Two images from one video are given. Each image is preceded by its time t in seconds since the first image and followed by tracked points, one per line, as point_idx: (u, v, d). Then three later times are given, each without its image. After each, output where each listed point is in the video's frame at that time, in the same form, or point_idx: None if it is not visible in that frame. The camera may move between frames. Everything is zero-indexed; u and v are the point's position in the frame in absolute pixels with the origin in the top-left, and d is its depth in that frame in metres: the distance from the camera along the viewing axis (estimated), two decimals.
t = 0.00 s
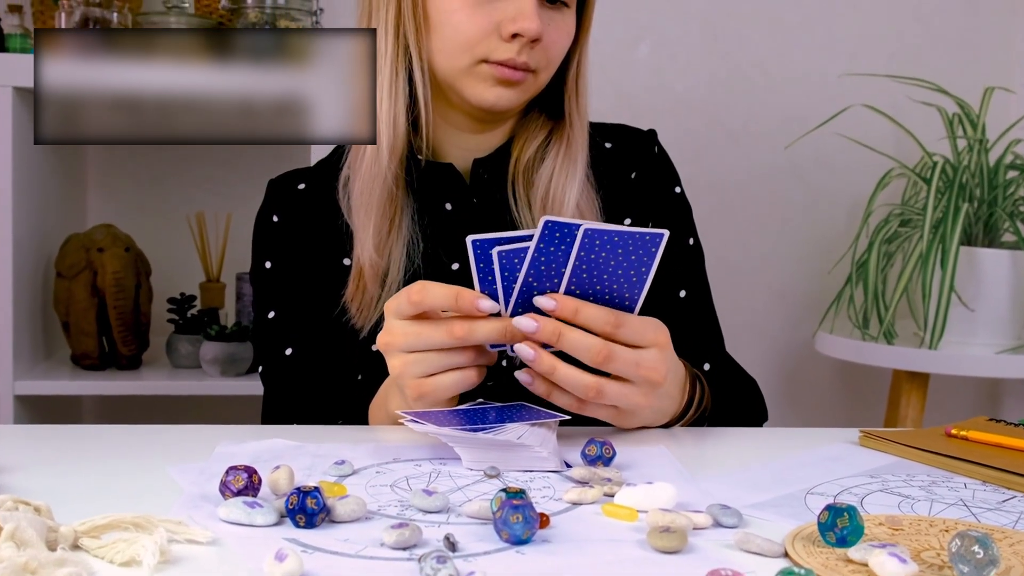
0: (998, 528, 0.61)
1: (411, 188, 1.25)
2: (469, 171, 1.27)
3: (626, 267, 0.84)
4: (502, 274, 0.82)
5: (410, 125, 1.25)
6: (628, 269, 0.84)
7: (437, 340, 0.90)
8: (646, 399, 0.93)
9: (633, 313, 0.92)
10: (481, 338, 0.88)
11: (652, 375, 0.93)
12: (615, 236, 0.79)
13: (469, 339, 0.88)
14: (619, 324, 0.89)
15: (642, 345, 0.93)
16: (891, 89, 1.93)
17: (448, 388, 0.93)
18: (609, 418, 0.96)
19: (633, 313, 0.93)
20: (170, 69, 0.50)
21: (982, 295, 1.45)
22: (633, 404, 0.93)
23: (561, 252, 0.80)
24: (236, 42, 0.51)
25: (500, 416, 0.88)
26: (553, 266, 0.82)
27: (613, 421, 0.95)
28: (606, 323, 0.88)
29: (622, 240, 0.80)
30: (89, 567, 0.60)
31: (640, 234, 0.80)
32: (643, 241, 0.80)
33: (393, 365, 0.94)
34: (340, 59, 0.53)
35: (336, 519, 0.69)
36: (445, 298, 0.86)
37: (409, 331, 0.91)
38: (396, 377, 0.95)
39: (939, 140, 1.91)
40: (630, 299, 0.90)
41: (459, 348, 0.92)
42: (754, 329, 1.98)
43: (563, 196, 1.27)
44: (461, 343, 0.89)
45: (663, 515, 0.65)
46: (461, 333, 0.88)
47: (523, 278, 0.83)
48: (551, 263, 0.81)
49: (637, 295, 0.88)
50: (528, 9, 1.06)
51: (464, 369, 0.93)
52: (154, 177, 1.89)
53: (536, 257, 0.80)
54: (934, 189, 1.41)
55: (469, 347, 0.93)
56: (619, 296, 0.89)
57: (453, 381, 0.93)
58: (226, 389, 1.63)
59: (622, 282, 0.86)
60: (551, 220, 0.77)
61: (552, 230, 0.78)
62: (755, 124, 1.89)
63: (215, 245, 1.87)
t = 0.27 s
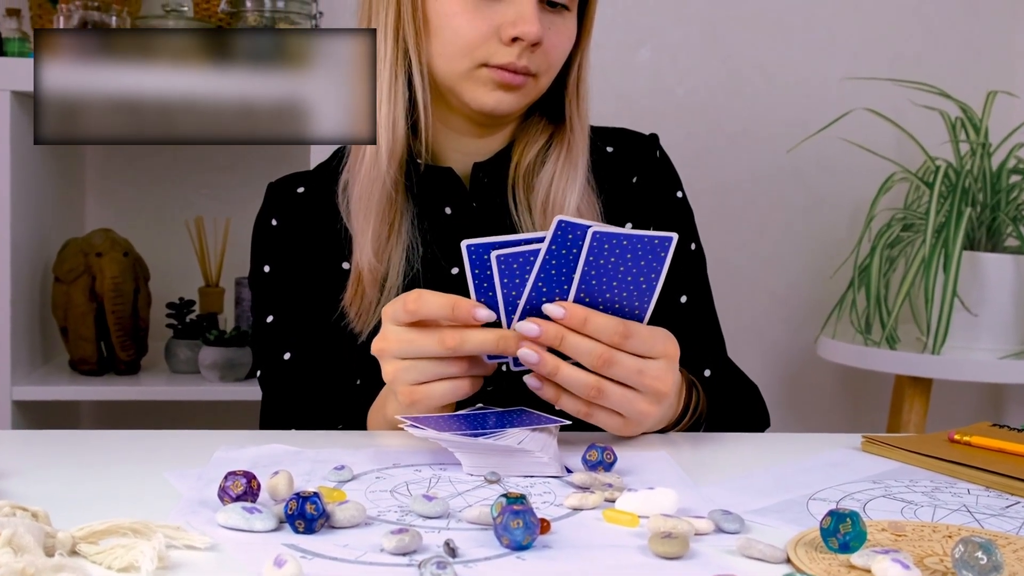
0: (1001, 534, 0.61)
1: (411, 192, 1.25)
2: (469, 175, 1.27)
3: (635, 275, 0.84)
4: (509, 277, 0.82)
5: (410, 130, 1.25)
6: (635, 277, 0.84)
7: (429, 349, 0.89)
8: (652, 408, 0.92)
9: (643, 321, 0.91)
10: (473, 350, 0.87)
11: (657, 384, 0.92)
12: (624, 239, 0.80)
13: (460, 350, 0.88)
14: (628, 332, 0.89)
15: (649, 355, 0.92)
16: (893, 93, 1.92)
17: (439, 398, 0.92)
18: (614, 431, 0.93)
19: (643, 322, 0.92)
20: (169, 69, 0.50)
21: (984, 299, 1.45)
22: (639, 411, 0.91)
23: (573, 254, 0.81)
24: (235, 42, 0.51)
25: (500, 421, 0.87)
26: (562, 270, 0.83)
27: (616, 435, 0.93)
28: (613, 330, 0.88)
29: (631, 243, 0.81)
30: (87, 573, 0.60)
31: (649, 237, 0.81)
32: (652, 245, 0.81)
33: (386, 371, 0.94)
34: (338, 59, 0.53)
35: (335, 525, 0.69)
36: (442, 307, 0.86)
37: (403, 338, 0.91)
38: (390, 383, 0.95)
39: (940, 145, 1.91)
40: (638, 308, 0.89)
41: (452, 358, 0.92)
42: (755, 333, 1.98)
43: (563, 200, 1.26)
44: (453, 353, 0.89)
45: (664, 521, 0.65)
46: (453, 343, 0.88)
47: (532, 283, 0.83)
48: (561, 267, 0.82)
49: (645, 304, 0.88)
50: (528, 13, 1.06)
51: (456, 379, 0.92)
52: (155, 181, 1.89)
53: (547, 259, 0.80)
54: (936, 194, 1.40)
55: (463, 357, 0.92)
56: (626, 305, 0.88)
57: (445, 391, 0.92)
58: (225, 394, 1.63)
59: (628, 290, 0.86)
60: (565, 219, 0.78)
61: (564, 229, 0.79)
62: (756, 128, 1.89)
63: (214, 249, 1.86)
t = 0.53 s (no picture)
0: (1003, 538, 0.60)
1: (410, 196, 1.25)
2: (469, 178, 1.27)
3: (641, 278, 0.84)
4: (515, 284, 0.83)
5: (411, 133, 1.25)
6: (642, 280, 0.84)
7: (417, 357, 0.89)
8: (661, 414, 0.91)
9: (652, 326, 0.90)
10: (457, 357, 0.87)
11: (664, 390, 0.91)
12: (630, 240, 0.81)
13: (447, 358, 0.87)
14: (636, 338, 0.88)
15: (659, 361, 0.91)
16: (895, 95, 1.92)
17: (432, 407, 0.91)
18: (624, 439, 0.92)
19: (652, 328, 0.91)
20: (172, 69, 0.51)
21: (985, 303, 1.44)
22: (648, 416, 0.90)
23: (580, 257, 0.82)
24: (235, 44, 0.52)
25: (500, 425, 0.87)
26: (569, 274, 0.83)
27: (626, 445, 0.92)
28: (622, 335, 0.87)
29: (638, 244, 0.81)
30: None
31: (656, 238, 0.81)
32: (660, 246, 0.82)
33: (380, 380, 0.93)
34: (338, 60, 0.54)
35: (334, 529, 0.68)
36: (446, 316, 0.87)
37: (394, 345, 0.91)
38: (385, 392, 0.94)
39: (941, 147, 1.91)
40: (647, 312, 0.88)
41: (443, 367, 0.92)
42: (755, 336, 1.97)
43: (563, 203, 1.26)
44: (438, 361, 0.88)
45: (664, 525, 0.64)
46: (439, 350, 0.88)
47: (539, 288, 0.83)
48: (568, 271, 0.82)
49: (653, 308, 0.87)
50: (528, 16, 1.06)
51: (450, 389, 0.92)
52: (155, 185, 1.89)
53: (554, 261, 0.81)
54: (937, 196, 1.40)
55: (456, 367, 0.92)
56: (634, 310, 0.88)
57: (438, 401, 0.92)
58: (223, 397, 1.63)
59: (636, 293, 0.85)
60: (570, 220, 0.79)
61: (570, 230, 0.80)
62: (757, 131, 1.88)
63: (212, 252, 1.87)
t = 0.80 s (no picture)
0: (1004, 543, 0.60)
1: (411, 199, 1.25)
2: (469, 182, 1.26)
3: (644, 285, 0.83)
4: (510, 294, 0.82)
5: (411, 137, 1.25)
6: (644, 286, 0.83)
7: (412, 355, 0.88)
8: (666, 421, 0.90)
9: (653, 333, 0.89)
10: (452, 350, 0.86)
11: (669, 398, 0.90)
12: (630, 249, 0.79)
13: (442, 352, 0.86)
14: (640, 345, 0.87)
15: (663, 368, 0.91)
16: (896, 98, 1.91)
17: (435, 405, 0.91)
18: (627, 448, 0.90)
19: (654, 333, 0.90)
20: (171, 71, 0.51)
21: (987, 306, 1.43)
22: (652, 425, 0.89)
23: (573, 267, 0.80)
24: (234, 46, 0.52)
25: (499, 430, 0.87)
26: (564, 284, 0.82)
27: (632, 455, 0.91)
28: (625, 343, 0.86)
29: (638, 253, 0.79)
30: None
31: (657, 246, 0.80)
32: (661, 254, 0.80)
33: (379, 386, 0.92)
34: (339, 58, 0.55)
35: (333, 536, 0.68)
36: (436, 309, 0.87)
37: (388, 348, 0.90)
38: (385, 397, 0.93)
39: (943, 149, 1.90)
40: (649, 318, 0.88)
41: (439, 362, 0.91)
42: (755, 339, 1.96)
43: (565, 207, 1.26)
44: (433, 356, 0.88)
45: (664, 531, 0.64)
46: (433, 345, 0.86)
47: (536, 298, 0.83)
48: (562, 281, 0.81)
49: (655, 313, 0.86)
50: (529, 19, 1.06)
51: (451, 384, 0.92)
52: (155, 190, 1.89)
53: (546, 274, 0.80)
54: (939, 199, 1.39)
55: (453, 360, 0.91)
56: (637, 315, 0.87)
57: (439, 399, 0.91)
58: (221, 402, 1.62)
59: (638, 298, 0.84)
60: (555, 235, 0.78)
61: (558, 244, 0.78)
62: (758, 135, 1.88)
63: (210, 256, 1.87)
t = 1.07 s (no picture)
0: (1007, 550, 0.59)
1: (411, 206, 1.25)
2: (469, 187, 1.26)
3: (639, 294, 0.83)
4: (504, 306, 0.82)
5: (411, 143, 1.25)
6: (639, 296, 0.83)
7: (403, 365, 0.88)
8: (662, 429, 0.90)
9: (648, 341, 0.89)
10: (443, 360, 0.85)
11: (666, 406, 0.90)
12: (626, 260, 0.79)
13: (433, 362, 0.86)
14: (634, 353, 0.87)
15: (658, 376, 0.90)
16: (898, 103, 1.91)
17: (429, 415, 0.91)
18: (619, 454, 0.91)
19: (649, 341, 0.90)
20: (174, 71, 0.56)
21: (990, 311, 1.43)
22: (647, 432, 0.89)
23: (569, 279, 0.80)
24: (234, 50, 0.57)
25: (498, 437, 0.86)
26: (560, 295, 0.82)
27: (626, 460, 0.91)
28: (620, 352, 0.86)
29: (634, 264, 0.79)
30: None
31: (652, 258, 0.79)
32: (656, 265, 0.80)
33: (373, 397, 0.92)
34: (336, 60, 0.61)
35: (332, 544, 0.67)
36: (426, 318, 0.86)
37: (380, 359, 0.90)
38: (380, 409, 0.93)
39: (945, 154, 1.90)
40: (645, 326, 0.88)
41: (432, 372, 0.91)
42: (756, 345, 1.96)
43: (567, 214, 1.25)
44: (423, 366, 0.87)
45: (665, 539, 0.63)
46: (423, 355, 0.86)
47: (530, 309, 0.82)
48: (558, 293, 0.81)
49: (651, 322, 0.86)
50: (530, 26, 1.06)
51: (444, 395, 0.92)
52: (156, 197, 1.89)
53: (542, 287, 0.80)
54: (940, 204, 1.39)
55: (446, 370, 0.91)
56: (633, 323, 0.87)
57: (433, 408, 0.91)
58: (220, 409, 1.62)
59: (634, 308, 0.84)
60: (550, 249, 0.78)
61: (553, 257, 0.78)
62: (759, 140, 1.88)
63: (209, 262, 1.87)
